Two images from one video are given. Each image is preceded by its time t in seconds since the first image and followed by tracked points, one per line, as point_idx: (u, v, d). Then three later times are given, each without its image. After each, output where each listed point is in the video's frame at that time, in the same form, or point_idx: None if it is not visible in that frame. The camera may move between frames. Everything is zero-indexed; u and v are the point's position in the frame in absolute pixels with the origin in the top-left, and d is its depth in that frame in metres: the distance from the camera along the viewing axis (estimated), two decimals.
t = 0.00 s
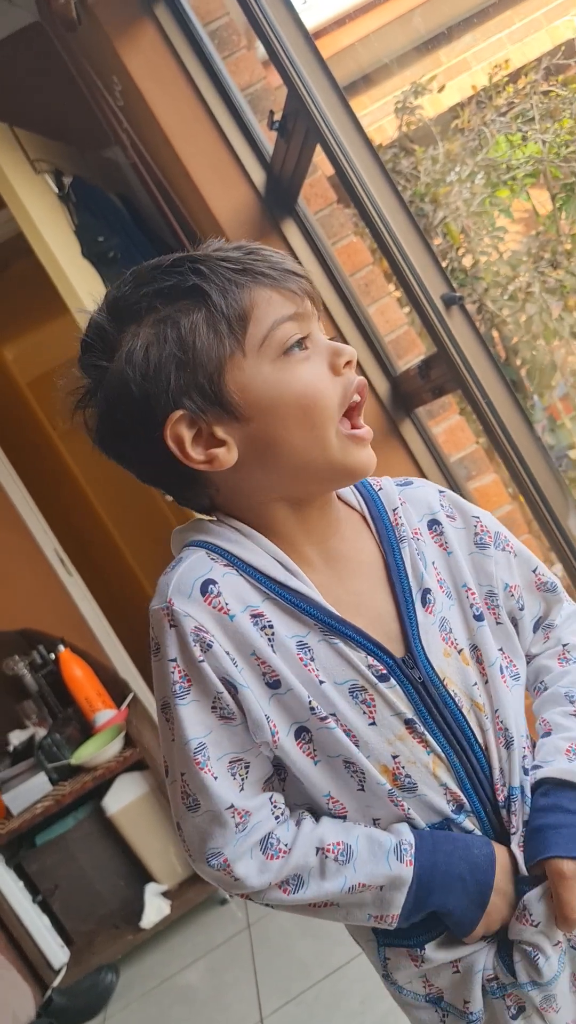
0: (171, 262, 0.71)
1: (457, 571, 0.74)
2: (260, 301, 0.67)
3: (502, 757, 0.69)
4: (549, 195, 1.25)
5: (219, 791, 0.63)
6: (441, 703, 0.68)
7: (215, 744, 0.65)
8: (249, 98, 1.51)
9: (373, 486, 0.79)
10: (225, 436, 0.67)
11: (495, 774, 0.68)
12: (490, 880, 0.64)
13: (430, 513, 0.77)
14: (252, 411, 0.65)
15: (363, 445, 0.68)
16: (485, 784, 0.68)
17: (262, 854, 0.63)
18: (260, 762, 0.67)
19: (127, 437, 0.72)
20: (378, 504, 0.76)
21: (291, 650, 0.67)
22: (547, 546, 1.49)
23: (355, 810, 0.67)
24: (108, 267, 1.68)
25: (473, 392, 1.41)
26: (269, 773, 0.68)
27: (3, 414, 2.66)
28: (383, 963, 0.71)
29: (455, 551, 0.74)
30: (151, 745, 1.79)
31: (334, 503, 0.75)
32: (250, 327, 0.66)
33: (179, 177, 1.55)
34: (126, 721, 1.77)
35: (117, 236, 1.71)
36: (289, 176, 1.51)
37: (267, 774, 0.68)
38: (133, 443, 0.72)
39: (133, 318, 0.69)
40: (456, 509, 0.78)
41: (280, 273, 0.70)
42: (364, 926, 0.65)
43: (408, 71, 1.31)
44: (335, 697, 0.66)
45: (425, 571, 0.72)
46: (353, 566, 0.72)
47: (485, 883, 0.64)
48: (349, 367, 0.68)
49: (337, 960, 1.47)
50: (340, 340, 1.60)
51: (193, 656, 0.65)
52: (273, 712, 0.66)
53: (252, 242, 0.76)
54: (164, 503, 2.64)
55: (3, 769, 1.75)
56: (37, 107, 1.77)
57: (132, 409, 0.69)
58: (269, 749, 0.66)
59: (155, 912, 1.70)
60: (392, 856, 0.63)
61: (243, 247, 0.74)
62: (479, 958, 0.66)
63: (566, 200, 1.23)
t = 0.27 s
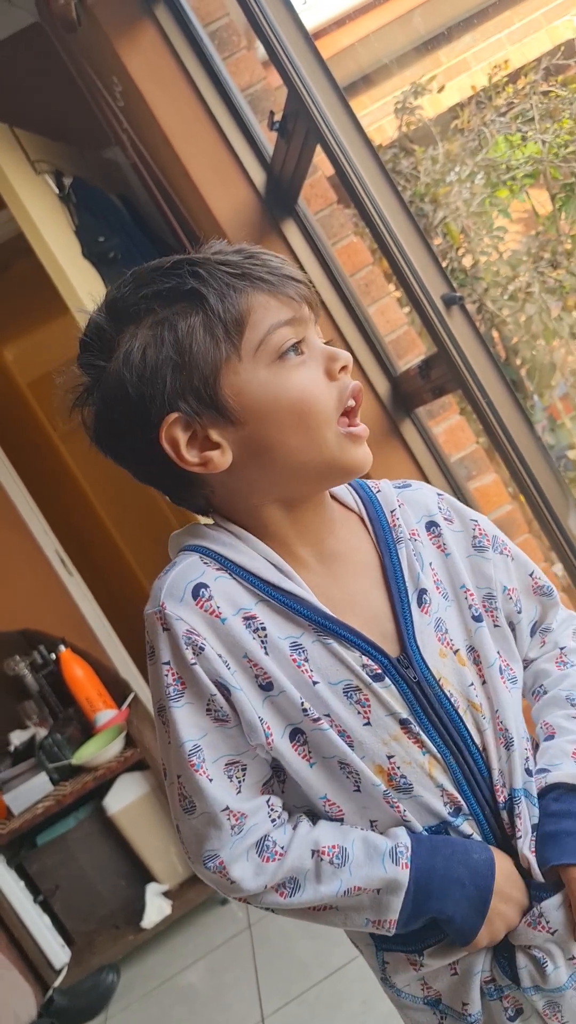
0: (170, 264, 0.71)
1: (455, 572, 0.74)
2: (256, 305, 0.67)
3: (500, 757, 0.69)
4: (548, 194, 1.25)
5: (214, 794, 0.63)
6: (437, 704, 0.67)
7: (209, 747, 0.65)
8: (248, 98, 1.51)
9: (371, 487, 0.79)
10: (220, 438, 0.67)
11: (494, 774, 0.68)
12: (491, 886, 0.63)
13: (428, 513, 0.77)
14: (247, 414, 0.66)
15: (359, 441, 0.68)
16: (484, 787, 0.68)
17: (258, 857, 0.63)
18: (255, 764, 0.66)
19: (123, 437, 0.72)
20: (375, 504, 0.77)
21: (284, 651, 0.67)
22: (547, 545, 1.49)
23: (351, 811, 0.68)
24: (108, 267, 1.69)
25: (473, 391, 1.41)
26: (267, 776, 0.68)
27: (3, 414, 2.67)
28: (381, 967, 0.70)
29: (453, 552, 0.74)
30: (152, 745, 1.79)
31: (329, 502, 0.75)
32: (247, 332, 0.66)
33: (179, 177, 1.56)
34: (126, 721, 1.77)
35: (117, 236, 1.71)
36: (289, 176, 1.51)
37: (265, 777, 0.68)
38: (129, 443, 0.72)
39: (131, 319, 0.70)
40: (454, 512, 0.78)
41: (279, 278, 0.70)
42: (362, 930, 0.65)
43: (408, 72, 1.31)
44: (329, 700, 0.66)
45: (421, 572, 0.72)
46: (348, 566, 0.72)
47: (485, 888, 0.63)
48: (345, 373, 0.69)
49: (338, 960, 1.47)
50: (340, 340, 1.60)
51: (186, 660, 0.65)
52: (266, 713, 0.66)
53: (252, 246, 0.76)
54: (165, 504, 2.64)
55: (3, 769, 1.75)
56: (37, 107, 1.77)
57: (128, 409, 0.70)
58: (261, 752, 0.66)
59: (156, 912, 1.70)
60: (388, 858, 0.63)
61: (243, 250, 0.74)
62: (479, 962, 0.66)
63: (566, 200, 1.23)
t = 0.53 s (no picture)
0: (159, 269, 0.71)
1: (449, 573, 0.73)
2: (246, 311, 0.67)
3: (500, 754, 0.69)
4: (548, 194, 1.25)
5: (208, 804, 0.64)
6: (433, 703, 0.67)
7: (205, 757, 0.65)
8: (247, 98, 1.51)
9: (364, 490, 0.79)
10: (210, 445, 0.67)
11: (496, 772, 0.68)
12: (483, 894, 0.63)
13: (422, 514, 0.77)
14: (237, 420, 0.65)
15: (351, 436, 0.68)
16: (484, 786, 0.67)
17: (252, 866, 0.63)
18: (251, 771, 0.67)
19: (115, 439, 0.72)
20: (368, 505, 0.77)
21: (279, 657, 0.67)
22: (547, 545, 1.49)
23: (347, 816, 0.68)
24: (106, 267, 1.68)
25: (473, 391, 1.41)
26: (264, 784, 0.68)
27: (3, 414, 2.67)
28: (384, 969, 0.71)
29: (447, 553, 0.74)
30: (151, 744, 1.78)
31: (320, 504, 0.75)
32: (236, 339, 0.66)
33: (178, 177, 1.56)
34: (127, 721, 1.77)
35: (116, 236, 1.71)
36: (287, 176, 1.51)
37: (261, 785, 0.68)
38: (120, 445, 0.72)
39: (120, 324, 0.70)
40: (447, 514, 0.78)
41: (268, 284, 0.70)
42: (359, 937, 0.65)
43: (407, 72, 1.31)
44: (325, 702, 0.66)
45: (415, 572, 0.72)
46: (340, 567, 0.72)
47: (478, 896, 0.63)
48: (335, 378, 0.68)
49: (338, 959, 1.47)
50: (339, 340, 1.60)
51: (180, 671, 0.65)
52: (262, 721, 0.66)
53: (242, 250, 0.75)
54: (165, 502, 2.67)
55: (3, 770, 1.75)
56: (36, 107, 1.77)
57: (119, 414, 0.69)
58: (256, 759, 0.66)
59: (156, 913, 1.71)
60: (380, 871, 0.63)
61: (233, 254, 0.74)
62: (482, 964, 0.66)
63: (566, 199, 1.23)
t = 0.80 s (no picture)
0: (143, 277, 0.70)
1: (443, 570, 0.73)
2: (230, 318, 0.66)
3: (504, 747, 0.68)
4: (547, 194, 1.24)
5: (204, 812, 0.64)
6: (430, 700, 0.67)
7: (201, 764, 0.65)
8: (245, 99, 1.51)
9: (358, 490, 0.79)
10: (198, 453, 0.67)
11: (496, 767, 0.68)
12: (481, 902, 0.63)
13: (415, 513, 0.77)
14: (225, 427, 0.65)
15: (339, 442, 0.68)
16: (483, 781, 0.67)
17: (248, 872, 0.64)
18: (247, 775, 0.67)
19: (104, 446, 0.72)
20: (361, 504, 0.77)
21: (274, 660, 0.67)
22: (547, 545, 1.49)
23: (345, 817, 0.68)
24: (106, 268, 1.68)
25: (473, 391, 1.41)
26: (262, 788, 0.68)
27: (3, 415, 2.67)
28: (390, 968, 0.71)
29: (441, 551, 0.74)
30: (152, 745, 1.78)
31: (311, 504, 0.75)
32: (220, 348, 0.66)
33: (177, 178, 1.56)
34: (127, 721, 1.78)
35: (115, 236, 1.71)
36: (286, 177, 1.51)
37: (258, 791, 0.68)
38: (109, 451, 0.72)
39: (107, 334, 0.69)
40: (441, 513, 0.78)
41: (251, 290, 0.70)
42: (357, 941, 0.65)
43: (405, 71, 1.31)
44: (322, 703, 0.66)
45: (409, 570, 0.72)
46: (334, 567, 0.72)
47: (474, 904, 0.63)
48: (321, 384, 0.68)
49: (340, 959, 1.47)
50: (338, 340, 1.60)
51: (174, 679, 0.65)
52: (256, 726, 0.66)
53: (226, 256, 0.75)
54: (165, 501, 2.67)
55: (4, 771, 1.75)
56: (35, 108, 1.77)
57: (108, 423, 0.70)
58: (249, 766, 0.66)
59: (157, 912, 1.71)
60: (375, 880, 0.63)
61: (218, 260, 0.74)
62: (489, 962, 0.66)
63: (565, 199, 1.22)
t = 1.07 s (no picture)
0: (148, 279, 0.70)
1: (445, 569, 0.74)
2: (233, 318, 0.66)
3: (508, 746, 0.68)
4: (548, 194, 1.25)
5: (210, 811, 0.64)
6: (432, 697, 0.67)
7: (206, 764, 0.65)
8: (247, 98, 1.51)
9: (362, 490, 0.79)
10: (201, 455, 0.67)
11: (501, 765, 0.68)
12: (486, 908, 0.63)
13: (419, 513, 0.77)
14: (228, 428, 0.65)
15: (341, 443, 0.68)
16: (486, 778, 0.67)
17: (254, 872, 0.64)
18: (253, 775, 0.67)
19: (107, 446, 0.72)
20: (365, 504, 0.77)
21: (277, 659, 0.67)
22: (548, 545, 1.49)
23: (349, 816, 0.68)
24: (107, 268, 1.68)
25: (474, 391, 1.41)
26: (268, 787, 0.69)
27: (3, 415, 2.67)
28: (396, 965, 0.71)
29: (444, 550, 0.74)
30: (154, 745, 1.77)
31: (314, 504, 0.75)
32: (225, 351, 0.65)
33: (178, 178, 1.56)
34: (129, 721, 1.77)
35: (116, 237, 1.71)
36: (288, 177, 1.51)
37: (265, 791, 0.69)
38: (113, 452, 0.72)
39: (111, 335, 0.69)
40: (445, 513, 0.78)
41: (258, 293, 0.69)
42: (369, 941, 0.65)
43: (407, 71, 1.31)
44: (325, 701, 0.66)
45: (412, 568, 0.72)
46: (336, 566, 0.72)
47: (479, 910, 0.63)
48: (325, 388, 0.68)
49: (341, 959, 1.47)
50: (339, 340, 1.60)
51: (178, 679, 0.65)
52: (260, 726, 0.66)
53: (233, 258, 0.75)
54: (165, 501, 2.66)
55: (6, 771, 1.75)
56: (35, 108, 1.76)
57: (112, 424, 0.70)
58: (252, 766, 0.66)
59: (159, 912, 1.71)
60: (379, 888, 0.62)
61: (222, 261, 0.74)
62: (496, 963, 0.66)
63: (566, 199, 1.23)
